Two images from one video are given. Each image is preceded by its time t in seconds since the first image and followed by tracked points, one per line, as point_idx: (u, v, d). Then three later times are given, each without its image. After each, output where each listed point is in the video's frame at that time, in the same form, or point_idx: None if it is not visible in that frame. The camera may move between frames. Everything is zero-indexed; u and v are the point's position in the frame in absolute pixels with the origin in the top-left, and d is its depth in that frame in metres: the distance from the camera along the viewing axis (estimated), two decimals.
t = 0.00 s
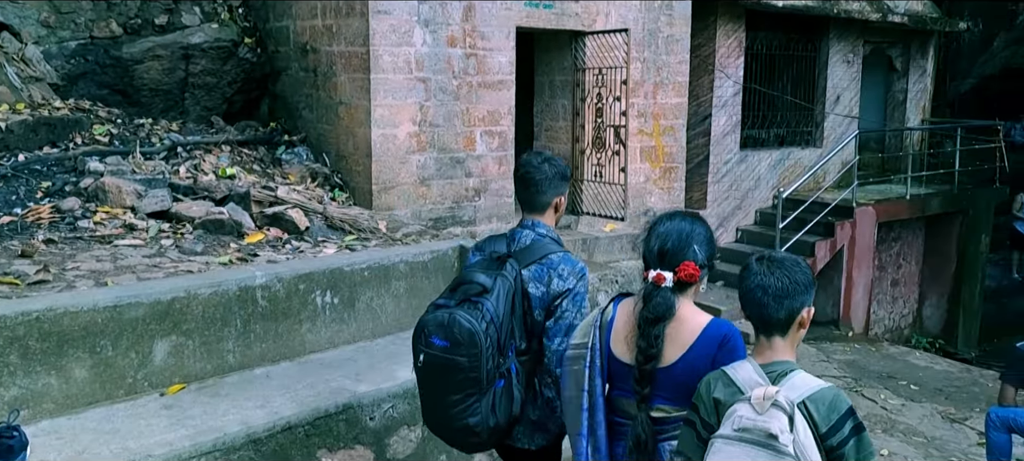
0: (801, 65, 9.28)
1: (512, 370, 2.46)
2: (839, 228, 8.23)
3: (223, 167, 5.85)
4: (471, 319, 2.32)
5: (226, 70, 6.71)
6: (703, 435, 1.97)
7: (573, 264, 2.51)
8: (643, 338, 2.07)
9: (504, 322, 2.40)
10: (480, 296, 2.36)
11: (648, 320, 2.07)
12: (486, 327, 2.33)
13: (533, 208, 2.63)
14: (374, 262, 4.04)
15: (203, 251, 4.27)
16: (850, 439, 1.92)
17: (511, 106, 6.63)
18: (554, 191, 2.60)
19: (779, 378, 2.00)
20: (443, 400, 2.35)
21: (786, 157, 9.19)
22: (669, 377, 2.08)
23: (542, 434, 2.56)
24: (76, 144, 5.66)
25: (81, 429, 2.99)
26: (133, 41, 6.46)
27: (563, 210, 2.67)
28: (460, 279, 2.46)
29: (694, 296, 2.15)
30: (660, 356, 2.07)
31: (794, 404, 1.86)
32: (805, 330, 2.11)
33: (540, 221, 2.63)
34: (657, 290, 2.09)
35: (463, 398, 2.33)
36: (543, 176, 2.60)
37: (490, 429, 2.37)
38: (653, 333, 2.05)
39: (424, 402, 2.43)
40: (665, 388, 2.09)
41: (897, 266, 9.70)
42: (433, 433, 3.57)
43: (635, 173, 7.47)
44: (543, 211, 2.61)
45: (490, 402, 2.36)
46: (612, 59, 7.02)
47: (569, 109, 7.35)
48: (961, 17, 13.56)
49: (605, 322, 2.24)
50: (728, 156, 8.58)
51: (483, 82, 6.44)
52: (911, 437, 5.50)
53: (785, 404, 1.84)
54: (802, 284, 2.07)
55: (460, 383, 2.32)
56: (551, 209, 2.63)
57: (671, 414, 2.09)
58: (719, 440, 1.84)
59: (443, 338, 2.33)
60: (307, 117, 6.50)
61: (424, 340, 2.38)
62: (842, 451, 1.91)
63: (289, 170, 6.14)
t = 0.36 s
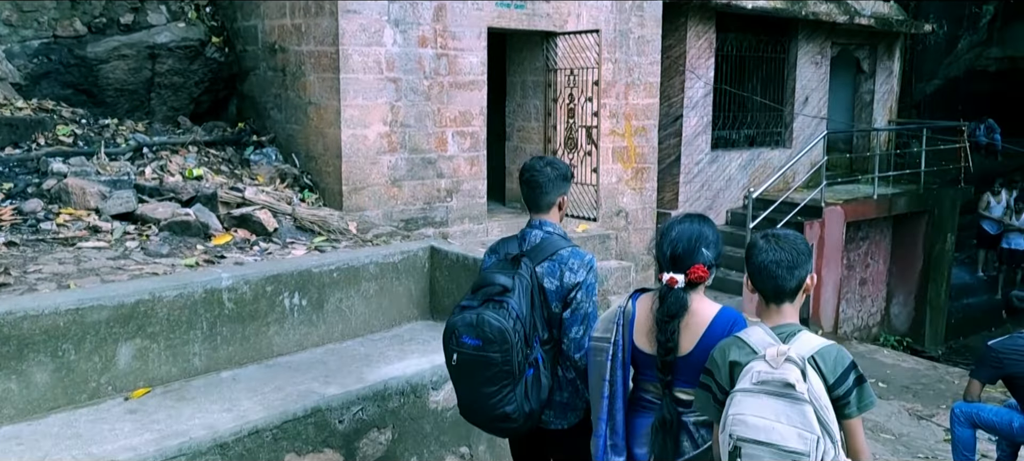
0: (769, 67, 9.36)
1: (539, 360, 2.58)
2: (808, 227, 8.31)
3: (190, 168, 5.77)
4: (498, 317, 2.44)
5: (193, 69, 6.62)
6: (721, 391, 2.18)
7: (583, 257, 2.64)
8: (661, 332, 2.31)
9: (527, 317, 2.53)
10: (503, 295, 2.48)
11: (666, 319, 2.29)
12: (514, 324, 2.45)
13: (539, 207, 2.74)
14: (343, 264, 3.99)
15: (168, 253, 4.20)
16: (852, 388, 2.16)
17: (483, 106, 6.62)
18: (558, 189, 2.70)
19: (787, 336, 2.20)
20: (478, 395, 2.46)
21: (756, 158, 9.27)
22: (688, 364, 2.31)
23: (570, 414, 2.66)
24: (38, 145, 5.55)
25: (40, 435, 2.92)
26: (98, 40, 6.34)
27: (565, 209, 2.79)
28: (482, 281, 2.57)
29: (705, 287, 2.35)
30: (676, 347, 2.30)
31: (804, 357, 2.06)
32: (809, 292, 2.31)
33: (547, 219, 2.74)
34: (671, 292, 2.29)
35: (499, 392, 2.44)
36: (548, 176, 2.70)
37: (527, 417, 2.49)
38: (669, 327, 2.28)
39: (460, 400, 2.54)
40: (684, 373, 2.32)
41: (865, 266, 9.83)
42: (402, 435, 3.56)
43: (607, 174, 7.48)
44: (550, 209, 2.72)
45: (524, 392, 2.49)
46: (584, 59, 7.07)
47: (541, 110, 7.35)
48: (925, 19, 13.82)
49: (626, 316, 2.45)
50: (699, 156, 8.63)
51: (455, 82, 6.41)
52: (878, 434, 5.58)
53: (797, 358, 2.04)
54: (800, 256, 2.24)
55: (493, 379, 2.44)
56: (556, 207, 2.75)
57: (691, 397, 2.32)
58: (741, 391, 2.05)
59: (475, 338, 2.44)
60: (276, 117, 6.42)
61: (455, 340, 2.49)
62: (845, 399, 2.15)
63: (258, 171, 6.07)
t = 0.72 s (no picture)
0: (744, 69, 9.43)
1: (564, 347, 2.71)
2: (782, 228, 8.36)
3: (161, 171, 5.70)
4: (529, 303, 2.56)
5: (165, 72, 6.55)
6: (754, 374, 2.38)
7: (606, 252, 2.77)
8: (694, 318, 2.43)
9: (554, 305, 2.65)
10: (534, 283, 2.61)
11: (701, 309, 2.42)
12: (545, 309, 2.58)
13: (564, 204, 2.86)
14: (317, 267, 3.95)
15: (139, 257, 4.14)
16: (875, 382, 2.40)
17: (459, 108, 6.60)
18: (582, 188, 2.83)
19: (821, 328, 2.44)
20: (507, 375, 2.59)
21: (731, 160, 9.31)
22: (717, 346, 2.47)
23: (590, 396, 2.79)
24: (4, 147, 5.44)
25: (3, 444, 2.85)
26: (66, 41, 6.21)
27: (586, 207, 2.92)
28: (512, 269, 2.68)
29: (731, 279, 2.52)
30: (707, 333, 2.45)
31: (834, 349, 2.31)
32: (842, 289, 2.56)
33: (569, 216, 2.87)
34: (709, 284, 2.42)
35: (528, 372, 2.57)
36: (573, 174, 2.83)
37: (552, 397, 2.63)
38: (702, 315, 2.42)
39: (486, 378, 2.65)
40: (714, 354, 2.48)
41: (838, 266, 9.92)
42: (376, 438, 3.54)
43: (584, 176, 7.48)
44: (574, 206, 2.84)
45: (551, 374, 2.62)
46: (560, 62, 7.12)
47: (517, 112, 7.34)
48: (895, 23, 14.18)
49: (655, 304, 2.55)
50: (674, 158, 8.66)
51: (431, 84, 6.39)
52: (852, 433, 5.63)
53: (830, 350, 2.29)
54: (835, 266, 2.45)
55: (524, 360, 2.57)
56: (579, 205, 2.88)
57: (717, 376, 2.49)
58: (777, 374, 2.29)
59: (507, 321, 2.56)
60: (250, 120, 6.36)
61: (485, 323, 2.61)
62: (867, 389, 2.38)
63: (232, 174, 6.01)
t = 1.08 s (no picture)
0: (718, 68, 9.49)
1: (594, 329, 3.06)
2: (759, 224, 8.43)
3: (137, 174, 5.66)
4: (565, 290, 2.90)
5: (140, 74, 6.49)
6: (768, 343, 2.73)
7: (631, 240, 3.13)
8: (711, 291, 2.77)
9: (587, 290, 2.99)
10: (569, 270, 2.94)
11: (715, 282, 2.76)
12: (578, 295, 2.92)
13: (592, 193, 3.21)
14: (295, 268, 3.94)
15: (115, 260, 4.11)
16: (880, 353, 2.67)
17: (438, 108, 6.61)
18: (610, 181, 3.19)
19: (826, 302, 2.73)
20: (544, 353, 2.92)
21: (709, 157, 9.39)
22: (732, 317, 2.83)
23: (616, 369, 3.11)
24: None
25: None
26: (38, 44, 6.12)
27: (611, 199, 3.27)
28: (548, 257, 3.01)
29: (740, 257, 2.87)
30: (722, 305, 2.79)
31: (838, 320, 2.62)
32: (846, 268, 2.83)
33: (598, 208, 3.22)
34: (721, 259, 2.77)
35: (563, 353, 2.90)
36: (603, 169, 3.19)
37: (584, 375, 2.97)
38: (718, 289, 2.75)
39: (525, 357, 2.99)
40: (730, 326, 2.84)
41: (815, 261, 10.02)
42: (356, 439, 3.55)
43: (563, 174, 7.50)
44: (602, 197, 3.19)
45: (584, 353, 2.97)
46: (538, 60, 7.06)
47: (496, 112, 7.36)
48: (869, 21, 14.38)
49: (672, 284, 2.92)
50: (653, 156, 8.71)
51: (409, 84, 6.38)
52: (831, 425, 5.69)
53: (834, 322, 2.61)
54: (841, 238, 2.75)
55: (559, 342, 2.90)
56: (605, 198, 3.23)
57: (734, 345, 2.85)
58: (785, 341, 2.62)
59: (544, 306, 2.89)
60: (226, 121, 6.32)
61: (525, 306, 2.94)
62: (869, 358, 2.67)
63: (209, 176, 5.96)
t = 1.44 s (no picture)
0: (697, 69, 9.54)
1: (599, 320, 3.10)
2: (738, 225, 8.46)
3: (113, 178, 5.60)
4: (569, 282, 2.95)
5: (115, 77, 6.42)
6: (762, 324, 2.87)
7: (633, 236, 3.18)
8: (704, 281, 2.86)
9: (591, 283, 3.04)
10: (573, 264, 2.99)
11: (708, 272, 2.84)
12: (581, 288, 2.96)
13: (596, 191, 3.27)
14: (272, 272, 3.92)
15: (89, 266, 4.06)
16: (867, 322, 2.83)
17: (418, 110, 6.59)
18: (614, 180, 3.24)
19: (815, 282, 2.87)
20: (551, 344, 2.97)
21: (689, 158, 9.43)
22: (724, 305, 2.91)
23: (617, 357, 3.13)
24: None
25: None
26: (11, 47, 6.05)
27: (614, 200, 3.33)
28: (553, 252, 3.06)
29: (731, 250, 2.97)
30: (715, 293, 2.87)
31: (825, 296, 2.78)
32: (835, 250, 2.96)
33: (600, 206, 3.27)
34: (712, 251, 2.86)
35: (569, 343, 2.95)
36: (607, 168, 3.24)
37: (590, 364, 3.01)
38: (710, 278, 2.84)
39: (533, 348, 3.04)
40: (722, 314, 2.92)
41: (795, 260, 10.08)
42: (335, 444, 3.53)
43: (543, 176, 7.51)
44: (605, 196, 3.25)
45: (590, 342, 3.01)
46: (518, 63, 7.09)
47: (476, 113, 7.35)
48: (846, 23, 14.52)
49: (668, 275, 3.00)
50: (634, 157, 8.73)
51: (388, 86, 6.36)
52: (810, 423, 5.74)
53: (822, 298, 2.78)
54: (828, 229, 2.86)
55: (565, 332, 2.95)
56: (608, 197, 3.29)
57: (726, 331, 2.93)
58: (776, 320, 2.79)
59: (549, 298, 2.94)
60: (203, 124, 6.28)
61: (531, 298, 2.99)
62: (855, 328, 2.81)
63: (186, 180, 5.93)
